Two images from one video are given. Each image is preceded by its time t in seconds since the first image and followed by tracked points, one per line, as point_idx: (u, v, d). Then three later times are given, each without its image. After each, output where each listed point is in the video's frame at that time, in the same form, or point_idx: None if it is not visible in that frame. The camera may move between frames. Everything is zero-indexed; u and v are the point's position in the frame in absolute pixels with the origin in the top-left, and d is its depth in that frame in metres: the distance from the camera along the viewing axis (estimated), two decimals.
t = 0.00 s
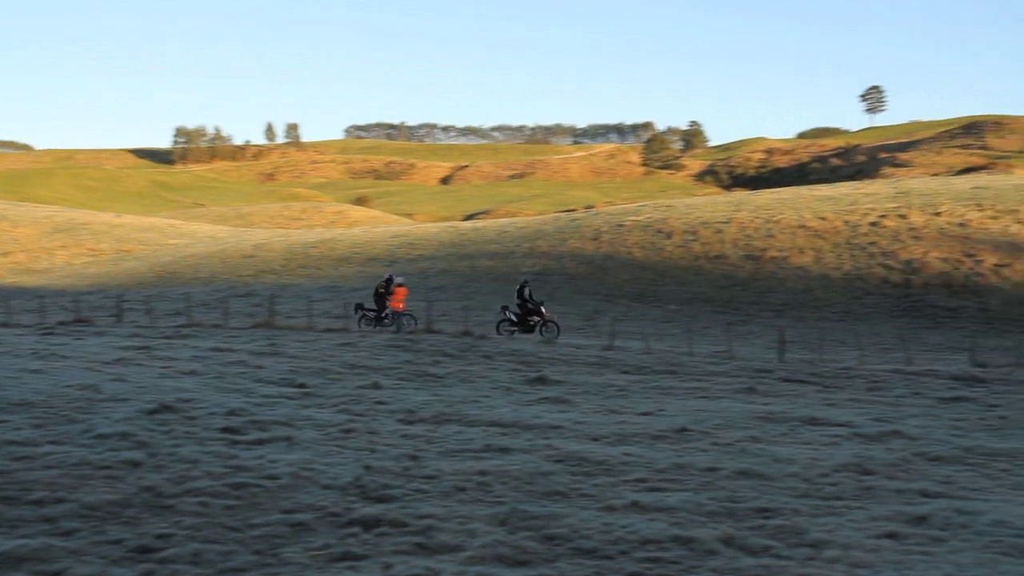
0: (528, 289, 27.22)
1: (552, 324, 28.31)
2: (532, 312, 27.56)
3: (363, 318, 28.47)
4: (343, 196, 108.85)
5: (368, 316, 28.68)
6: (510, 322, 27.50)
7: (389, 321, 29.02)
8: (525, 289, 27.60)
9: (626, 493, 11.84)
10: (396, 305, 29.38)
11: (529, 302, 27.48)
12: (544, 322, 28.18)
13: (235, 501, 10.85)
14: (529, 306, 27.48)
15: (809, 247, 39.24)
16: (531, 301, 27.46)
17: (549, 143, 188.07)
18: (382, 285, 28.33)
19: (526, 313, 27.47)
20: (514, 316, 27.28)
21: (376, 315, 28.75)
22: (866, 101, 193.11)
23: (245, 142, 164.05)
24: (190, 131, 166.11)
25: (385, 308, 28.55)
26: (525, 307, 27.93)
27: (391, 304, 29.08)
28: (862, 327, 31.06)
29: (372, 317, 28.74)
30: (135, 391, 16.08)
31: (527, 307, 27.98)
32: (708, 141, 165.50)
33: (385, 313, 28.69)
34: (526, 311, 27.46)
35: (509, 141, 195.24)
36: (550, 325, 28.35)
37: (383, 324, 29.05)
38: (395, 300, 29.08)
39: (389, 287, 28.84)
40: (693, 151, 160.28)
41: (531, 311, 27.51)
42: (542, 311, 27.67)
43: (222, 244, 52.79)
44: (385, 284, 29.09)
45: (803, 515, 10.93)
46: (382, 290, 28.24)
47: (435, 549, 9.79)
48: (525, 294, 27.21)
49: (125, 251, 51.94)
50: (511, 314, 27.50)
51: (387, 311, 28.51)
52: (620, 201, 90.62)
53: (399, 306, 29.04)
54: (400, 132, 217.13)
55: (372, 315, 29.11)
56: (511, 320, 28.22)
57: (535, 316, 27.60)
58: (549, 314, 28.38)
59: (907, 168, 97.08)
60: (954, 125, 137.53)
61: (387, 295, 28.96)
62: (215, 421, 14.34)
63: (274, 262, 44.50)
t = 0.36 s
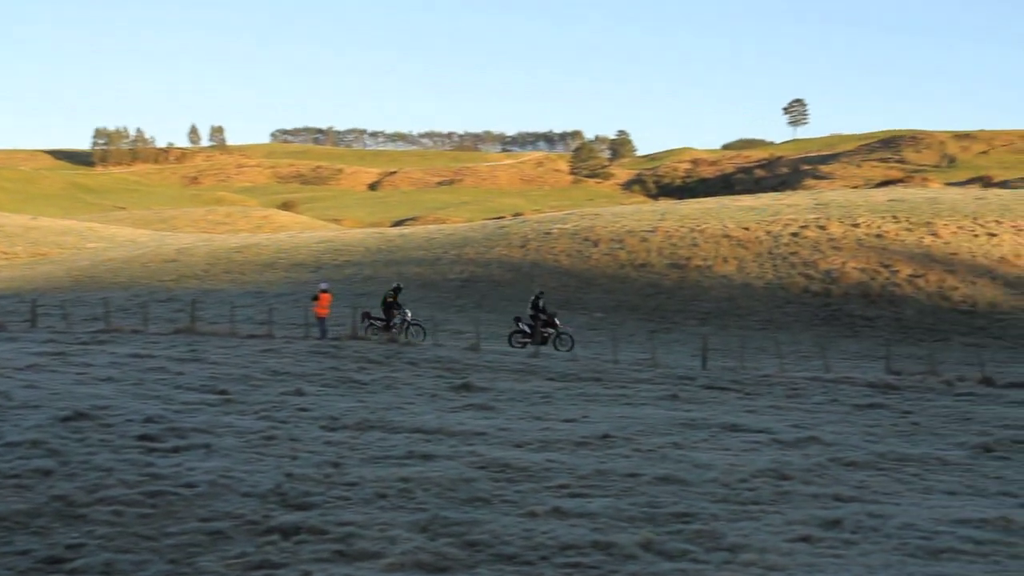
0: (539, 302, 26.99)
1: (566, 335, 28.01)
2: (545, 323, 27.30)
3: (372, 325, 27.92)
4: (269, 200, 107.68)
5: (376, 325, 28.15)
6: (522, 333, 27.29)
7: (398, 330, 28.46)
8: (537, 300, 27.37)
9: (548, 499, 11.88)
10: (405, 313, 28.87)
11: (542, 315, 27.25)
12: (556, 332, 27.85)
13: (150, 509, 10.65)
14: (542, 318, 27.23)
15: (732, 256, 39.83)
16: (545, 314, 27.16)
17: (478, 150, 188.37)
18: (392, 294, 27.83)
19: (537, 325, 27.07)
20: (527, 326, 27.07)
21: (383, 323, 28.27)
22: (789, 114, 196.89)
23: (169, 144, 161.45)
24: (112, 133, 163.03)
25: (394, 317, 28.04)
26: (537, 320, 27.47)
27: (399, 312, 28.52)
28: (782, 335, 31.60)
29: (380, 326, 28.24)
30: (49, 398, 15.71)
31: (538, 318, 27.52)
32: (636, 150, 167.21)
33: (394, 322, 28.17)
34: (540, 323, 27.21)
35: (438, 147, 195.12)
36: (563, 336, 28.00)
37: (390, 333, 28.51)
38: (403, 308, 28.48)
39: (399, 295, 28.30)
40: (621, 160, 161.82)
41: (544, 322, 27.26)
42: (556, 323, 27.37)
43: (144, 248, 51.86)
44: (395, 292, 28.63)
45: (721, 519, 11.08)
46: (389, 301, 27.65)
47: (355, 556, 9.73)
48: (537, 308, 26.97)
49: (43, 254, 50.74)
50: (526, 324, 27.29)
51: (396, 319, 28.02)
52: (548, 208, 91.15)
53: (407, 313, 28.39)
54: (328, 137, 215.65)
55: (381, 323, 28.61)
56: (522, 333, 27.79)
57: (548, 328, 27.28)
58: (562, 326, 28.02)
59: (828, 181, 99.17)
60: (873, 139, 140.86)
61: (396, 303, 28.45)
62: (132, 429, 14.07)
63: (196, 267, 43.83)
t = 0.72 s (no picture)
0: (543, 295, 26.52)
1: (572, 328, 27.48)
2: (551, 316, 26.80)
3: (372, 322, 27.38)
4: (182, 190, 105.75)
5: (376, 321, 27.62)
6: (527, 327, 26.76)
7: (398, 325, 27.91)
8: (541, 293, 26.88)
9: (466, 486, 11.89)
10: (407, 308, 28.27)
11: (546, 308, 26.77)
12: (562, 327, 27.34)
13: (57, 507, 10.40)
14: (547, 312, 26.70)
15: (648, 243, 40.23)
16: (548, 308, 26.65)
17: (396, 138, 187.36)
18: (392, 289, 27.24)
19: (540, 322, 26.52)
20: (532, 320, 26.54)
21: (384, 317, 27.78)
22: (704, 103, 199.37)
23: (76, 133, 157.43)
24: (16, 122, 158.37)
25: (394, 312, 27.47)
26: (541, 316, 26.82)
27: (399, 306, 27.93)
28: (698, 320, 32.04)
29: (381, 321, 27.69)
30: None
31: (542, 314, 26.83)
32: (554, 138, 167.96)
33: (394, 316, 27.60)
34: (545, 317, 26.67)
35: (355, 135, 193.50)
36: (568, 329, 27.44)
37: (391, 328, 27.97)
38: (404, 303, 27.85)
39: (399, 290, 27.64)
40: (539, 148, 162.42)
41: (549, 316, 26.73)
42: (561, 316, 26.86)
43: (51, 239, 50.53)
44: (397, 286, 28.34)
45: (637, 502, 11.19)
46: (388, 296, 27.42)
47: (270, 549, 9.62)
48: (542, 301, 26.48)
49: None
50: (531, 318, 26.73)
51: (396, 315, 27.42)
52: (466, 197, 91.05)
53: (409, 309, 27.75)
54: (242, 126, 212.39)
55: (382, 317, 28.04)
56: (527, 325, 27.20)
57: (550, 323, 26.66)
58: (568, 319, 27.46)
59: (742, 168, 100.73)
60: (785, 127, 143.34)
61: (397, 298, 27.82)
62: (38, 426, 13.71)
63: (107, 259, 42.85)
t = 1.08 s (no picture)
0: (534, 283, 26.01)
1: (565, 319, 26.84)
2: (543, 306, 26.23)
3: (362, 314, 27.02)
4: (81, 176, 102.80)
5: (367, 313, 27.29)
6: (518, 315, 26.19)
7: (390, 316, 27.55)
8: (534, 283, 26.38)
9: (375, 473, 11.80)
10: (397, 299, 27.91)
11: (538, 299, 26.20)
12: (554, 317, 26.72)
13: None
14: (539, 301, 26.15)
15: (558, 229, 40.41)
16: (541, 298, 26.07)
17: (303, 124, 184.98)
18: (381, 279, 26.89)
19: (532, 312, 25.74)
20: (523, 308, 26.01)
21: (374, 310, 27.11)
22: (613, 90, 200.85)
23: None
24: None
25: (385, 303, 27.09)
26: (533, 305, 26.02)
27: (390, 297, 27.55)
28: (607, 306, 32.31)
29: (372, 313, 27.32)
30: None
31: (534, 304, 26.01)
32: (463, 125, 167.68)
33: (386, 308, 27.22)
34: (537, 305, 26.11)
35: (261, 120, 190.53)
36: (560, 320, 26.81)
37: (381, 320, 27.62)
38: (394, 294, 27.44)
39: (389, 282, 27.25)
40: (449, 134, 161.97)
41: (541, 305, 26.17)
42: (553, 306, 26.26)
43: None
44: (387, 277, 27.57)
45: (547, 486, 11.24)
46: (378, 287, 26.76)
47: (173, 541, 9.42)
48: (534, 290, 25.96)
49: None
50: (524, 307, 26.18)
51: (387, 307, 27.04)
52: (375, 183, 90.32)
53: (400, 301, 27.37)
54: (143, 109, 207.29)
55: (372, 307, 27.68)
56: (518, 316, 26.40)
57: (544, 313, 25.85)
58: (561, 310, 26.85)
59: (649, 155, 101.86)
60: (691, 114, 145.25)
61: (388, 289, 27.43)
62: None
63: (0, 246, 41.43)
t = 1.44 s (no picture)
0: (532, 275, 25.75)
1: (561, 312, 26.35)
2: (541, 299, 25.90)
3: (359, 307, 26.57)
4: None
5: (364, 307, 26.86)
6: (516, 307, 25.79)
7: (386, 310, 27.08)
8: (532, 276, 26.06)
9: (293, 467, 11.66)
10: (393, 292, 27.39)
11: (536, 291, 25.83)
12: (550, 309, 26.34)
13: None
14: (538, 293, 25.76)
15: (477, 219, 40.36)
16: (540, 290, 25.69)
17: (216, 112, 181.82)
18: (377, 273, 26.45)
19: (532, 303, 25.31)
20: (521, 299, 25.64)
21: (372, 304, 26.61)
22: (531, 80, 201.21)
23: None
24: None
25: (381, 297, 26.63)
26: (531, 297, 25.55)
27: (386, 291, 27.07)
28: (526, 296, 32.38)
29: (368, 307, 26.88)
30: None
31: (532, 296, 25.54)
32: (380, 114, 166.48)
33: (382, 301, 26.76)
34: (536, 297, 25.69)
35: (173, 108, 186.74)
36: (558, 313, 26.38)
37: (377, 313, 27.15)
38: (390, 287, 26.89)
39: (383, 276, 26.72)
40: (366, 123, 160.70)
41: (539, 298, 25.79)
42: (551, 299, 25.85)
43: None
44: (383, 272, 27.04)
45: (467, 477, 11.22)
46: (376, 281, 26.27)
47: (82, 540, 9.19)
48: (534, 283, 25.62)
49: None
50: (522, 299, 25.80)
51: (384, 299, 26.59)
52: (290, 172, 89.15)
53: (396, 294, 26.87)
54: (49, 96, 201.52)
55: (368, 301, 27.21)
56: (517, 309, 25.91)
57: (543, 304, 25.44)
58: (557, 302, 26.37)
59: (567, 146, 102.31)
60: (609, 105, 146.27)
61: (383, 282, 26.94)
62: None
63: None
